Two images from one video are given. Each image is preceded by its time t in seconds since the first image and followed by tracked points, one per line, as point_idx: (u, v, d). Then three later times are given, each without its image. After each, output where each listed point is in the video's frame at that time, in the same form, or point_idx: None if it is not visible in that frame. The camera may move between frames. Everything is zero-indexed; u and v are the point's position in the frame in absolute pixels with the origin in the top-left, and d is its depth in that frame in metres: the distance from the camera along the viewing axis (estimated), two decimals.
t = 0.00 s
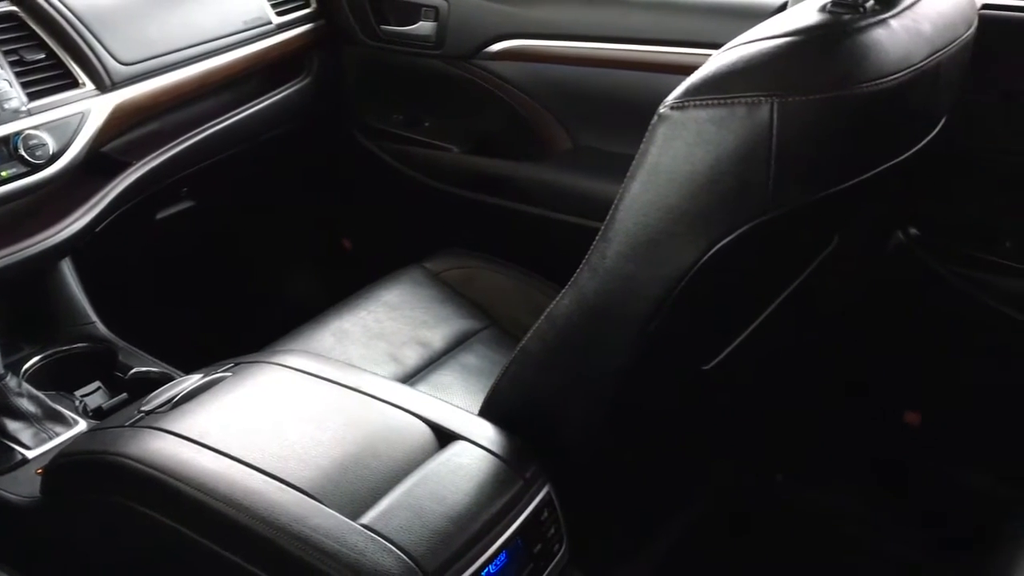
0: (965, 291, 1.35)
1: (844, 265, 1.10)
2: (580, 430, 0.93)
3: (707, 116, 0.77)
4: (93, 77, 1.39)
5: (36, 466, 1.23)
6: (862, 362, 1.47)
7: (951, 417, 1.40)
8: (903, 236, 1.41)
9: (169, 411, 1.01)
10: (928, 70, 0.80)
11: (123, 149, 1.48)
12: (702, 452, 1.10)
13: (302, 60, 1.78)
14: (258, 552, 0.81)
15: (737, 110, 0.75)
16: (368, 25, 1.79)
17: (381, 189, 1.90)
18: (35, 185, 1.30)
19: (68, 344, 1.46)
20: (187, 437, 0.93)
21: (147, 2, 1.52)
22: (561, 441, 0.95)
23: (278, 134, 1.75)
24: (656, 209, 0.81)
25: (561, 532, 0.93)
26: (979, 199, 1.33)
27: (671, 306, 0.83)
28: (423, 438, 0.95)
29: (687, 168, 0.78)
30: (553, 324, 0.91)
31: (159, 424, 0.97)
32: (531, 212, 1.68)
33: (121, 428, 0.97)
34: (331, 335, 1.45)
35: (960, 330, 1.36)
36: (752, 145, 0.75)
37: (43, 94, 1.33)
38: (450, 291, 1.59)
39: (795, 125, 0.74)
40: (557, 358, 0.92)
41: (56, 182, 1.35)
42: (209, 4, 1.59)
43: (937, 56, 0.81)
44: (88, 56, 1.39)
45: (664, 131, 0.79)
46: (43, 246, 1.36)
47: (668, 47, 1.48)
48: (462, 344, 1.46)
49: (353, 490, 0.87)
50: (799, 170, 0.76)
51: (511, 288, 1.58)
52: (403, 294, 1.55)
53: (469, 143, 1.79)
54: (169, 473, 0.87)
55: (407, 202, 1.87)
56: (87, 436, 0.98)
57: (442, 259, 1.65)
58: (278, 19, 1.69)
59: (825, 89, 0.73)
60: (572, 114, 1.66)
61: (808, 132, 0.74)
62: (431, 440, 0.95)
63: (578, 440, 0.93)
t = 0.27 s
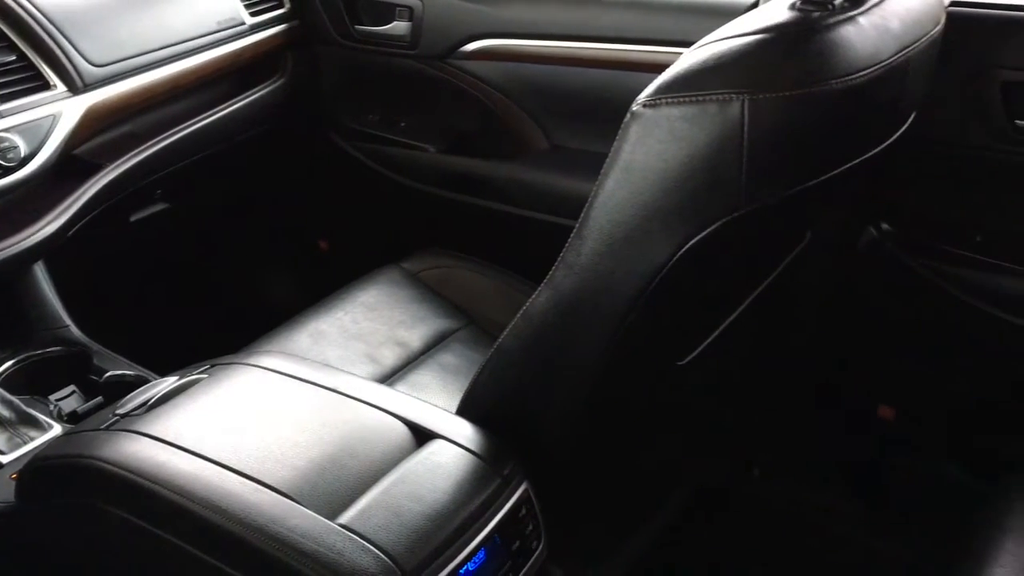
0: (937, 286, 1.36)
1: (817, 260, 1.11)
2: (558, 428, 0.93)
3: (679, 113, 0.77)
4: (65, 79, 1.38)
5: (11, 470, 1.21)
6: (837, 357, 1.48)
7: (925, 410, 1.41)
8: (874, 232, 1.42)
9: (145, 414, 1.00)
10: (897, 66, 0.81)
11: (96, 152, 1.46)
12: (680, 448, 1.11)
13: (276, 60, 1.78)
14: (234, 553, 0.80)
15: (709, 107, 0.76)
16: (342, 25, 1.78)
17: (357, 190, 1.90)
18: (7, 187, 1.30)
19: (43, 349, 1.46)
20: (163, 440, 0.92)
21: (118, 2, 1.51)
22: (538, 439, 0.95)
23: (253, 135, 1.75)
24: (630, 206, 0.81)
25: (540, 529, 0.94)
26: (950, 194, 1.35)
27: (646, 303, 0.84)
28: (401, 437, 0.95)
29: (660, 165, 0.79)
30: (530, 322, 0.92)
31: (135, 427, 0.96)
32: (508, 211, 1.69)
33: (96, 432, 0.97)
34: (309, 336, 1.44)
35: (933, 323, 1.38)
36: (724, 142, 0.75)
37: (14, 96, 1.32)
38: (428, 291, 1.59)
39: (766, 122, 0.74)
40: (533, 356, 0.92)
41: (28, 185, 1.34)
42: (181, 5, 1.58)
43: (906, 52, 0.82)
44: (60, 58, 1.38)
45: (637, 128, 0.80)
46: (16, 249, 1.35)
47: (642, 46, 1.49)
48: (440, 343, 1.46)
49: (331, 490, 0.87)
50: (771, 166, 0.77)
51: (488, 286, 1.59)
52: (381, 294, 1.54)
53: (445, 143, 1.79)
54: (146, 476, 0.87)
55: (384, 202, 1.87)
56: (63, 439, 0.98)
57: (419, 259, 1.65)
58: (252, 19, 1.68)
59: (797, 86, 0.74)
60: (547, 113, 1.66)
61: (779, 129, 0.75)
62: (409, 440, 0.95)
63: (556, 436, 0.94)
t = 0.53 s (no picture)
0: (904, 279, 1.38)
1: (786, 255, 1.12)
2: (530, 425, 0.93)
3: (646, 110, 0.78)
4: (30, 80, 1.37)
5: None
6: (807, 351, 1.50)
7: (894, 402, 1.43)
8: (842, 227, 1.43)
9: (115, 417, 0.99)
10: (860, 62, 0.82)
11: (64, 154, 1.44)
12: (652, 444, 1.12)
13: (246, 60, 1.78)
14: (205, 556, 0.80)
15: (675, 104, 0.76)
16: (311, 24, 1.77)
17: (328, 190, 1.89)
18: None
19: (11, 352, 1.45)
20: (134, 443, 0.92)
21: (82, 2, 1.49)
22: (511, 436, 0.96)
23: (222, 136, 1.74)
24: (599, 203, 0.82)
25: (513, 526, 0.94)
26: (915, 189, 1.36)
27: (615, 300, 0.84)
28: (374, 437, 0.95)
29: (628, 162, 0.79)
30: (501, 319, 0.92)
31: (104, 431, 0.95)
32: (480, 210, 1.69)
33: (65, 436, 0.96)
34: (281, 337, 1.44)
35: (901, 316, 1.40)
36: (690, 139, 0.76)
37: None
38: (400, 290, 1.59)
39: (732, 118, 0.75)
40: (505, 353, 0.92)
41: None
42: (146, 5, 1.57)
43: (868, 48, 0.83)
44: (24, 59, 1.36)
45: (605, 125, 0.81)
46: None
47: (611, 44, 1.49)
48: (414, 343, 1.46)
49: (303, 492, 0.87)
50: (737, 162, 0.77)
51: (461, 285, 1.59)
52: (353, 294, 1.54)
53: (416, 142, 1.78)
54: (116, 479, 0.86)
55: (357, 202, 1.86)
56: (31, 444, 0.97)
57: (391, 258, 1.64)
58: (220, 19, 1.67)
59: (763, 81, 0.74)
60: (517, 112, 1.67)
61: (744, 124, 0.75)
62: (381, 439, 0.95)
63: (529, 434, 0.94)
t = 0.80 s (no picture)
0: (870, 272, 1.40)
1: (752, 249, 1.13)
2: (500, 422, 0.94)
3: (610, 107, 0.78)
4: None
5: None
6: (776, 344, 1.51)
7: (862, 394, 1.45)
8: (808, 221, 1.45)
9: (82, 422, 0.99)
10: (820, 57, 0.82)
11: (27, 157, 1.43)
12: (623, 439, 1.12)
13: (212, 61, 1.78)
14: (175, 559, 0.79)
15: (639, 100, 0.76)
16: (276, 24, 1.76)
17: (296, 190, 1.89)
18: None
19: None
20: (101, 448, 0.91)
21: (45, 3, 1.48)
22: (482, 434, 0.96)
23: (189, 138, 1.74)
24: (565, 199, 0.82)
25: (485, 523, 0.94)
26: (879, 183, 1.38)
27: (583, 296, 0.85)
28: (344, 437, 0.95)
29: (593, 158, 0.80)
30: (470, 317, 0.92)
31: (71, 436, 0.95)
32: (450, 209, 1.69)
33: (30, 442, 0.95)
34: (251, 339, 1.42)
35: (867, 308, 1.42)
36: (654, 135, 0.76)
37: None
38: (371, 290, 1.58)
39: (694, 114, 0.75)
40: (475, 351, 0.93)
41: None
42: (110, 5, 1.56)
43: (828, 43, 0.84)
44: None
45: (570, 122, 0.81)
46: None
47: (578, 42, 1.50)
48: (385, 342, 1.45)
49: (273, 494, 0.87)
50: (701, 157, 0.78)
51: (432, 284, 1.59)
52: (324, 295, 1.53)
53: (385, 142, 1.78)
54: (83, 484, 0.85)
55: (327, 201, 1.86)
56: None
57: (361, 258, 1.64)
58: (184, 19, 1.67)
59: (724, 77, 0.75)
60: (486, 110, 1.66)
61: (707, 120, 0.76)
62: (352, 439, 0.95)
63: (499, 431, 0.94)
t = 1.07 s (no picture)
0: (835, 264, 1.41)
1: (718, 244, 1.14)
2: (471, 421, 0.94)
3: (574, 103, 0.78)
4: None
5: None
6: (744, 337, 1.53)
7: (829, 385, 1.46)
8: (773, 214, 1.46)
9: (46, 428, 0.98)
10: (780, 52, 0.83)
11: None
12: (593, 435, 1.13)
13: (177, 61, 1.76)
14: (144, 563, 0.79)
15: (603, 96, 0.77)
16: (241, 24, 1.75)
17: (265, 191, 1.88)
18: None
19: None
20: (66, 454, 0.90)
21: (9, 3, 1.44)
22: (452, 432, 0.96)
23: (154, 141, 1.73)
24: (532, 196, 0.82)
25: (456, 521, 0.95)
26: (843, 176, 1.39)
27: (551, 292, 0.85)
28: (313, 439, 0.95)
29: (558, 155, 0.80)
30: (440, 316, 0.92)
31: (35, 442, 0.94)
32: (419, 208, 1.69)
33: None
34: (220, 341, 1.41)
35: (833, 301, 1.43)
36: (618, 131, 0.77)
37: None
38: (341, 290, 1.58)
39: (658, 109, 0.76)
40: (445, 349, 0.92)
41: None
42: (73, 5, 1.54)
43: (788, 38, 0.85)
44: None
45: (535, 119, 0.80)
46: None
47: (545, 40, 1.50)
48: (356, 342, 1.45)
49: (242, 497, 0.86)
50: (664, 153, 0.78)
51: (402, 283, 1.58)
52: (294, 296, 1.52)
53: (353, 141, 1.78)
54: (48, 490, 0.85)
55: (295, 202, 1.85)
56: None
57: (330, 258, 1.63)
58: (147, 20, 1.65)
59: (687, 72, 0.75)
60: (454, 108, 1.66)
61: (670, 115, 0.76)
62: (321, 440, 0.95)
63: (469, 428, 0.95)
